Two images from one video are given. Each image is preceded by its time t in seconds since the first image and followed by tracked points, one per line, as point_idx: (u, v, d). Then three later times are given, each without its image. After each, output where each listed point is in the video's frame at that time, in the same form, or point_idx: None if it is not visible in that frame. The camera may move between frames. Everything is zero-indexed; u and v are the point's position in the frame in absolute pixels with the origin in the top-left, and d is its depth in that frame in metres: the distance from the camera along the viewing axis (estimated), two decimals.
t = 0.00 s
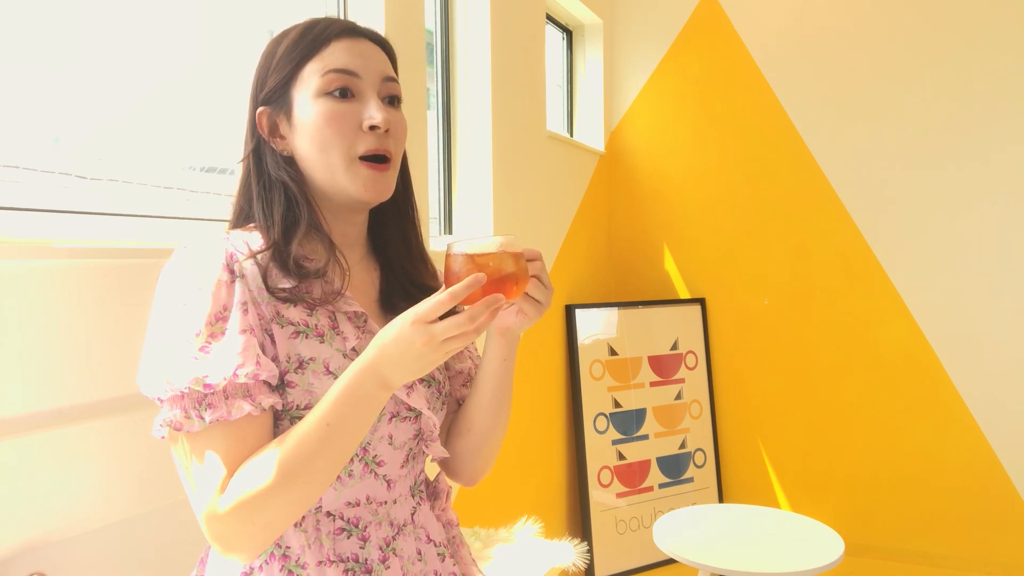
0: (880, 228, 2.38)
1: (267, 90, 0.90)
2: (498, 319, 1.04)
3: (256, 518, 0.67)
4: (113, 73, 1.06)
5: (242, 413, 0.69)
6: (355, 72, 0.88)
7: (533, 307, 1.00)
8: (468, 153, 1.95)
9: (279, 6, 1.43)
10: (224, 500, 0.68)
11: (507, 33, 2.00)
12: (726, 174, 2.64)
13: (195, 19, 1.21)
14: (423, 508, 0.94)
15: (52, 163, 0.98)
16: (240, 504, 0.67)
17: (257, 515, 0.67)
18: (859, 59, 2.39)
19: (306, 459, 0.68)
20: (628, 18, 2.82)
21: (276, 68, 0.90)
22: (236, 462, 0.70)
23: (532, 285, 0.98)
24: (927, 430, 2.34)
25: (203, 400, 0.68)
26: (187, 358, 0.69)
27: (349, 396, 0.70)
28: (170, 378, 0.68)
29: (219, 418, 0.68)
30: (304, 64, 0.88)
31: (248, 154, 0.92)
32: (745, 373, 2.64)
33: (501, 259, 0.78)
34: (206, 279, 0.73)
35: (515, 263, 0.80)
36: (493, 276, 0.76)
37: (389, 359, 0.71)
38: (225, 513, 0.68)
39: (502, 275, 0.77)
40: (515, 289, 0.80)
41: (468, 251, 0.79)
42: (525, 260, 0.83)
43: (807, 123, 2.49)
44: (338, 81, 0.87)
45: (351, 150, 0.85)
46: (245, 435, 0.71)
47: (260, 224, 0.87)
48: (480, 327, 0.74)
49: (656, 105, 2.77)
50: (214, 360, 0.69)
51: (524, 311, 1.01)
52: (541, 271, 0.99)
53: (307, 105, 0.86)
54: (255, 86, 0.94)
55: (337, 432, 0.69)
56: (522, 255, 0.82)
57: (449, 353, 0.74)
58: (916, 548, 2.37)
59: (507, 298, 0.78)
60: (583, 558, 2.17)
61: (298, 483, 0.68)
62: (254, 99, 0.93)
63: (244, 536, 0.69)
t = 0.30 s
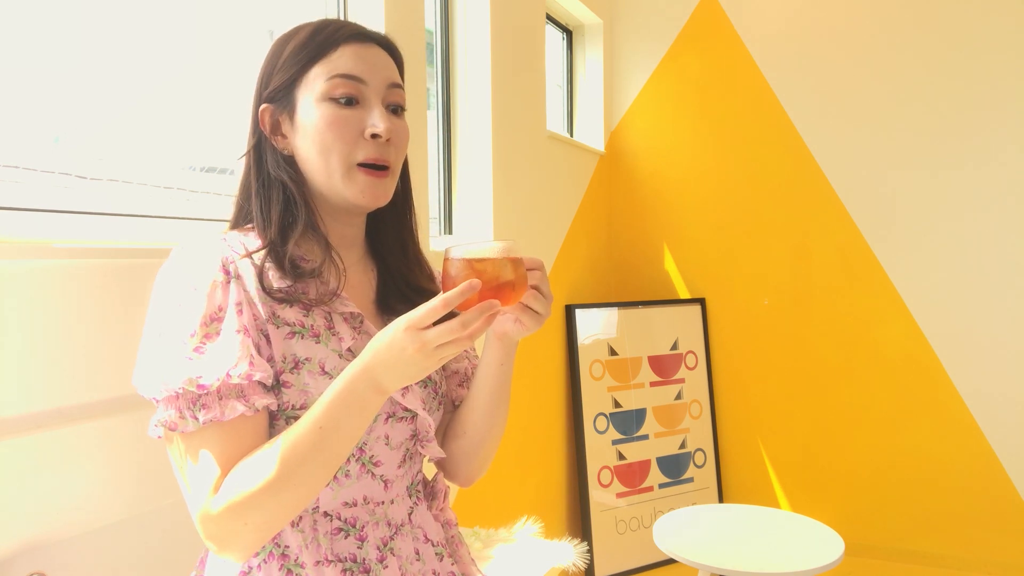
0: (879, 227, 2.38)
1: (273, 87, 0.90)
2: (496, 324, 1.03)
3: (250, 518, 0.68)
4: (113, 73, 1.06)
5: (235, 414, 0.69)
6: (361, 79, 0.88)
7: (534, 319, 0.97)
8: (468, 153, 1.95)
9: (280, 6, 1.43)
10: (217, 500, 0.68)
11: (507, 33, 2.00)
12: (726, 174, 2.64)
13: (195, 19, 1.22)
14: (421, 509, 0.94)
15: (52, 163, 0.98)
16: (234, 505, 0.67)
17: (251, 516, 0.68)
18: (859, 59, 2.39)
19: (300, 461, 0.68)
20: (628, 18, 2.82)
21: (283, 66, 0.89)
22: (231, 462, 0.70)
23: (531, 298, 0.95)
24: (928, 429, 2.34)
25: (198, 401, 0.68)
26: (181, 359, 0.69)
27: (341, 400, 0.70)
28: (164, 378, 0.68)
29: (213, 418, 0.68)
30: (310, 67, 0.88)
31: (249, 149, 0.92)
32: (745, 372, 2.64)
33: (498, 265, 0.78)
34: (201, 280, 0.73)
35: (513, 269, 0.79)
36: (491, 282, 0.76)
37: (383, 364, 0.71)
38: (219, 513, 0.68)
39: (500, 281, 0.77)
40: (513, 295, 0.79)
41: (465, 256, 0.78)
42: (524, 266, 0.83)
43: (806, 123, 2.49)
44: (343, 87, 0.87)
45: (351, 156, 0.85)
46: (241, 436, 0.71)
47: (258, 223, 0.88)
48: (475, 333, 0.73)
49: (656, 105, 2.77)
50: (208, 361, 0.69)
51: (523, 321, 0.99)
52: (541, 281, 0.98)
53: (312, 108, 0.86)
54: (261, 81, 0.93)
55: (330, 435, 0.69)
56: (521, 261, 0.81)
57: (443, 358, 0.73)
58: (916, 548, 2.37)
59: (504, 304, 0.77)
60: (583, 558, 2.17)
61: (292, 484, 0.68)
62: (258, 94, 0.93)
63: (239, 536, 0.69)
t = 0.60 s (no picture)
0: (879, 227, 2.38)
1: (291, 85, 0.89)
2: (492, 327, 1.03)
3: (249, 520, 0.68)
4: (113, 73, 1.06)
5: (234, 414, 0.69)
6: (381, 92, 0.88)
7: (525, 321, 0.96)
8: (467, 153, 1.95)
9: (280, 5, 1.43)
10: (216, 501, 0.68)
11: (507, 33, 2.00)
12: (726, 174, 2.64)
13: (196, 19, 1.21)
14: (419, 509, 0.94)
15: (52, 164, 0.98)
16: (233, 506, 0.67)
17: (250, 517, 0.68)
18: (858, 59, 2.39)
19: (299, 462, 0.68)
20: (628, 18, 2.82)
21: (304, 66, 0.88)
22: (230, 463, 0.70)
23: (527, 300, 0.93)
24: (928, 429, 2.33)
25: (197, 401, 0.68)
26: (179, 359, 0.69)
27: (342, 400, 0.70)
28: (163, 379, 0.68)
29: (212, 418, 0.68)
30: (332, 73, 0.87)
31: (258, 143, 0.92)
32: (745, 373, 2.64)
33: (501, 266, 0.78)
34: (199, 281, 0.74)
35: (516, 270, 0.79)
36: (493, 284, 0.76)
37: (384, 364, 0.70)
38: (218, 515, 0.68)
39: (502, 283, 0.77)
40: (514, 297, 0.79)
41: (468, 258, 0.78)
42: (526, 268, 0.83)
43: (807, 123, 2.49)
44: (363, 98, 0.86)
45: (362, 170, 0.86)
46: (239, 437, 0.70)
47: (261, 223, 0.88)
48: (476, 334, 0.73)
49: (657, 105, 2.77)
50: (206, 362, 0.69)
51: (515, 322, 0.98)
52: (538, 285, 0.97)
53: (328, 116, 0.86)
54: (278, 74, 0.92)
55: (330, 436, 0.69)
56: (522, 262, 0.81)
57: (444, 360, 0.73)
58: (916, 548, 2.37)
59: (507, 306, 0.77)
60: (582, 558, 2.17)
61: (290, 485, 0.68)
62: (274, 87, 0.92)
63: (238, 537, 0.69)
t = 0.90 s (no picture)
0: (879, 227, 2.38)
1: (300, 86, 0.89)
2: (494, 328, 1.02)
3: (253, 521, 0.68)
4: (113, 73, 1.06)
5: (239, 416, 0.69)
6: (392, 100, 0.88)
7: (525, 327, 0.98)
8: (467, 153, 1.96)
9: (280, 6, 1.43)
10: (221, 502, 0.68)
11: (507, 33, 2.00)
12: (726, 174, 2.64)
13: (196, 19, 1.22)
14: (422, 508, 0.94)
15: (52, 163, 0.98)
16: (238, 507, 0.67)
17: (254, 518, 0.68)
18: (858, 59, 2.39)
19: (304, 463, 0.68)
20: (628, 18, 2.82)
21: (315, 69, 0.88)
22: (235, 465, 0.70)
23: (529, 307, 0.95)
24: (928, 429, 2.33)
25: (202, 402, 0.68)
26: (184, 360, 0.69)
27: (346, 403, 0.70)
28: (169, 380, 0.68)
29: (217, 420, 0.68)
30: (344, 78, 0.87)
31: (264, 140, 0.91)
32: (745, 373, 2.64)
33: (506, 269, 0.78)
34: (204, 279, 0.73)
35: (521, 273, 0.79)
36: (500, 287, 0.76)
37: (389, 367, 0.71)
38: (224, 515, 0.68)
39: (508, 286, 0.77)
40: (521, 300, 0.79)
41: (473, 261, 0.78)
42: (531, 270, 0.83)
43: (807, 123, 2.49)
44: (373, 105, 0.86)
45: (369, 175, 0.86)
46: (244, 438, 0.71)
47: (267, 221, 0.87)
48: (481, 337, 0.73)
49: (658, 105, 2.77)
50: (213, 363, 0.69)
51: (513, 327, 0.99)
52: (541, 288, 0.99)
53: (338, 122, 0.86)
54: (286, 72, 0.92)
55: (335, 438, 0.69)
56: (528, 265, 0.82)
57: (449, 362, 0.73)
58: (916, 548, 2.37)
59: (513, 309, 0.78)
60: (582, 558, 2.17)
61: (296, 486, 0.68)
62: (283, 86, 0.91)
63: (242, 537, 0.69)
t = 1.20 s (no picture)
0: (879, 227, 2.38)
1: (301, 86, 0.89)
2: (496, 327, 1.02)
3: (258, 521, 0.68)
4: (113, 73, 1.06)
5: (244, 416, 0.69)
6: (394, 102, 0.88)
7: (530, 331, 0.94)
8: (468, 153, 1.96)
9: (280, 6, 1.43)
10: (226, 502, 0.68)
11: (507, 33, 2.00)
12: (727, 174, 2.64)
13: (196, 19, 1.22)
14: (424, 508, 0.94)
15: (52, 164, 0.98)
16: (242, 507, 0.67)
17: (259, 518, 0.68)
18: (858, 59, 2.39)
19: (309, 463, 0.68)
20: (628, 19, 2.82)
21: (316, 69, 0.88)
22: (239, 466, 0.70)
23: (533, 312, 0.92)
24: (928, 429, 2.33)
25: (205, 402, 0.68)
26: (188, 359, 0.69)
27: (353, 403, 0.70)
28: (172, 379, 0.68)
29: (221, 420, 0.68)
30: (346, 79, 0.87)
31: (264, 139, 0.91)
32: (745, 373, 2.64)
33: (516, 275, 0.77)
34: (207, 278, 0.73)
35: (530, 279, 0.79)
36: (511, 293, 0.76)
37: (397, 369, 0.71)
38: (230, 515, 0.68)
39: (519, 292, 0.77)
40: (530, 306, 0.79)
41: (483, 266, 0.78)
42: (540, 275, 0.82)
43: (807, 123, 2.49)
44: (375, 107, 0.86)
45: (370, 176, 0.86)
46: (248, 437, 0.71)
47: (268, 220, 0.87)
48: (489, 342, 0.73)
49: (658, 106, 2.77)
50: (216, 363, 0.69)
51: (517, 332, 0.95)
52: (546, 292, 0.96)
53: (340, 123, 0.86)
54: (288, 72, 0.91)
55: (341, 439, 0.70)
56: (537, 270, 0.81)
57: (456, 365, 0.73)
58: (916, 548, 2.37)
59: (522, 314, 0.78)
60: (582, 558, 2.17)
61: (301, 486, 0.68)
62: (284, 86, 0.91)
63: (245, 536, 0.69)
